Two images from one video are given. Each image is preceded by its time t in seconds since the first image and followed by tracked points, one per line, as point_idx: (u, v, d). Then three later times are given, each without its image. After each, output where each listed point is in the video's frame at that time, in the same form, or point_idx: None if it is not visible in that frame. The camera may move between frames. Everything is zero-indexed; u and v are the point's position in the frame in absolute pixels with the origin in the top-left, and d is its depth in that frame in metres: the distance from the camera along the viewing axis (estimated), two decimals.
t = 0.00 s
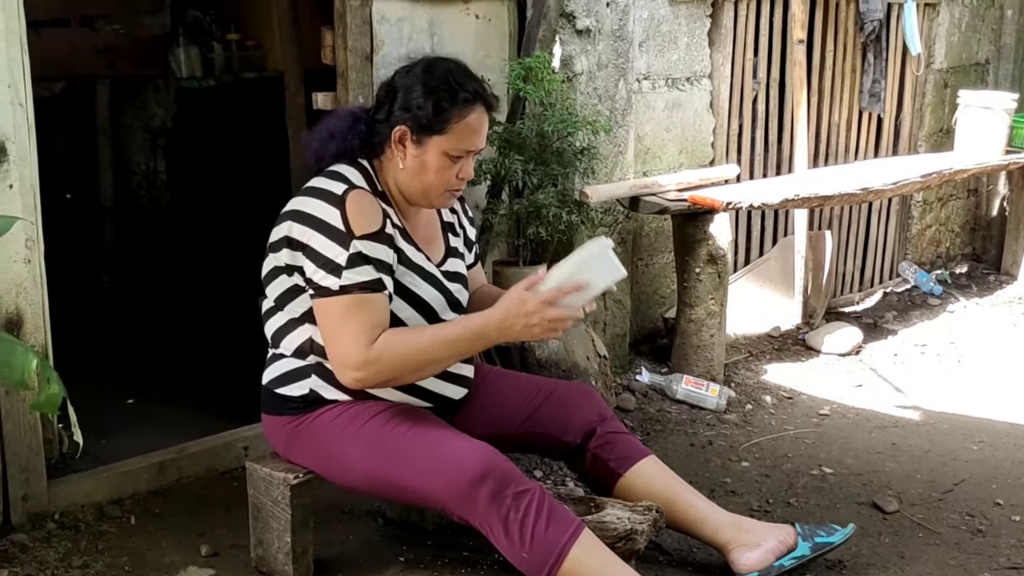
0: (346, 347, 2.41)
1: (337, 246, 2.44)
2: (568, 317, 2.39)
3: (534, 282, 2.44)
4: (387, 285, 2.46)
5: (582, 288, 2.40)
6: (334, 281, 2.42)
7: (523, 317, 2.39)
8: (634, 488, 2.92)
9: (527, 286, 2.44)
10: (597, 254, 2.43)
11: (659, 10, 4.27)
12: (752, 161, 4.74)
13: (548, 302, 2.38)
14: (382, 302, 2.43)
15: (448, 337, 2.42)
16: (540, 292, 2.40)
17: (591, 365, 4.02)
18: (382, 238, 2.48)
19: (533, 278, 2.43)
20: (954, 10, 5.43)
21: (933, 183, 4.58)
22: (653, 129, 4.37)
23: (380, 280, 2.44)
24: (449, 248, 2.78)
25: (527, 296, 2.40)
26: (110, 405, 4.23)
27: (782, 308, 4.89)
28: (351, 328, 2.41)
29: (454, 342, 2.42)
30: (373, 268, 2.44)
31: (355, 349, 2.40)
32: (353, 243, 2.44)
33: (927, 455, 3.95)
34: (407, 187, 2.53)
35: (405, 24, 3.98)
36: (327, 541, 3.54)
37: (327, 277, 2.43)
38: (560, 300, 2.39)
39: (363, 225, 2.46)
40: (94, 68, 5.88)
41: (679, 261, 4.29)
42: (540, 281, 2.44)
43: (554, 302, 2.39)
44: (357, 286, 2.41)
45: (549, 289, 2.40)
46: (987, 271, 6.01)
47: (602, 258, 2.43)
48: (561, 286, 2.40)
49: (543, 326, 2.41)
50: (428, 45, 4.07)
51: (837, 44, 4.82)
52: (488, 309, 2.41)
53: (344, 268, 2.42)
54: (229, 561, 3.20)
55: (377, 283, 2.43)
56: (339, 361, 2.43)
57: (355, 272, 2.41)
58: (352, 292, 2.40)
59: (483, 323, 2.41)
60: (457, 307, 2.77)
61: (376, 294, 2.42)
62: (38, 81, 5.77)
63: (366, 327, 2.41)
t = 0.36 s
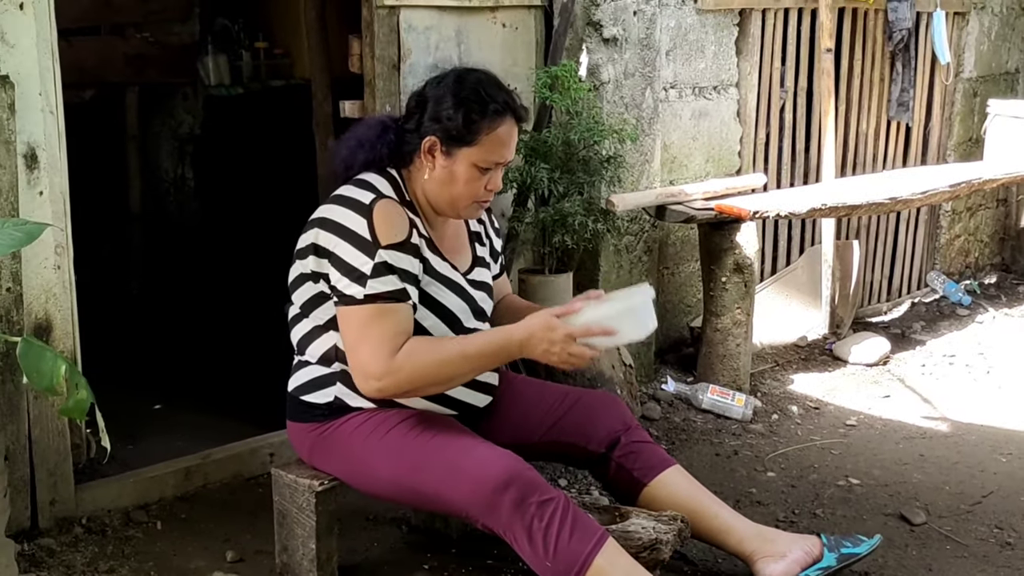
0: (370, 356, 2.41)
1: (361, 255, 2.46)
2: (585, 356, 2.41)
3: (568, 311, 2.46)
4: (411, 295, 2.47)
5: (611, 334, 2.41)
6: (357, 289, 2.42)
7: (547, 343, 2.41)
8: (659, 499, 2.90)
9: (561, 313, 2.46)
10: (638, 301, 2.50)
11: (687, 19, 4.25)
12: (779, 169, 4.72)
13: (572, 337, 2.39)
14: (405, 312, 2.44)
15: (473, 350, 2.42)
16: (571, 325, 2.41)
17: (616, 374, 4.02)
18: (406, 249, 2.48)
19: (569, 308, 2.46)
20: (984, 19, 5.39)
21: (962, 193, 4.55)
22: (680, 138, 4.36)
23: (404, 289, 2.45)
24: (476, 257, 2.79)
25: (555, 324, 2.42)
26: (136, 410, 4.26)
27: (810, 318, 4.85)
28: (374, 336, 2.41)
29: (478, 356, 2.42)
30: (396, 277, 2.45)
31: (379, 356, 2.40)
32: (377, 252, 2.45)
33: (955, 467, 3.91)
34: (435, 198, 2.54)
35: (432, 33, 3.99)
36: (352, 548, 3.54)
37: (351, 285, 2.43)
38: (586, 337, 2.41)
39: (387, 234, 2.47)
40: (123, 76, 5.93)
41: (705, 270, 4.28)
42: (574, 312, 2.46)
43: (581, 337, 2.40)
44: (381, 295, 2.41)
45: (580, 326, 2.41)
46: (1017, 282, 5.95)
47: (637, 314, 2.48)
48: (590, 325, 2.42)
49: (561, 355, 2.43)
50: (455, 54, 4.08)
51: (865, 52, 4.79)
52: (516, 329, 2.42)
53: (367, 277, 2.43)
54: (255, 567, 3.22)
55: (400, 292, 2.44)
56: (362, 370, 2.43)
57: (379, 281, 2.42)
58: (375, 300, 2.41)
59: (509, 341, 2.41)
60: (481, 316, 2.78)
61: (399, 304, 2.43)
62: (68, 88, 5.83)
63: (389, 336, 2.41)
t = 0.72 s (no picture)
0: (380, 363, 2.42)
1: (371, 260, 2.45)
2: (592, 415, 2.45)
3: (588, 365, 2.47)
4: (420, 301, 2.47)
5: (623, 400, 2.42)
6: (367, 295, 2.42)
7: (559, 392, 2.44)
8: (668, 505, 2.90)
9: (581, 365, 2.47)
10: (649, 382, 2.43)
11: (697, 24, 4.24)
12: (790, 175, 4.71)
13: (585, 395, 2.42)
14: (414, 319, 2.44)
15: (486, 379, 2.44)
16: (586, 380, 2.43)
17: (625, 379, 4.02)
18: (416, 255, 2.49)
19: (589, 363, 2.46)
20: (996, 24, 5.37)
21: (973, 199, 4.53)
22: (690, 143, 4.35)
23: (412, 296, 2.45)
24: (484, 262, 2.78)
25: (572, 376, 2.44)
26: (147, 414, 4.27)
27: (820, 324, 4.83)
28: (385, 344, 2.41)
29: (490, 387, 2.44)
30: (406, 283, 2.45)
31: (388, 365, 2.41)
32: (387, 258, 2.45)
33: (966, 474, 3.89)
34: (445, 204, 2.54)
35: (442, 38, 3.99)
36: (360, 553, 3.54)
37: (361, 291, 2.43)
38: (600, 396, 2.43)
39: (396, 239, 2.47)
40: (134, 81, 5.96)
41: (715, 276, 4.27)
42: (594, 368, 2.46)
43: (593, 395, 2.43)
44: (389, 302, 2.41)
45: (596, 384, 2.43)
46: None
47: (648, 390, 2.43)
48: (606, 386, 2.43)
49: (572, 408, 2.46)
50: (464, 59, 4.08)
51: (876, 57, 4.77)
52: (533, 369, 2.45)
53: (379, 283, 2.42)
54: (263, 571, 3.22)
55: (409, 300, 2.44)
56: (371, 377, 2.44)
57: (389, 287, 2.42)
58: (386, 307, 2.41)
59: (524, 381, 2.43)
60: (489, 322, 2.77)
61: (407, 311, 2.43)
62: (79, 93, 5.85)
63: (400, 344, 2.41)
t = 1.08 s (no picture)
0: (388, 366, 2.42)
1: (379, 262, 2.45)
2: (607, 401, 2.44)
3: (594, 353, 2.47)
4: (429, 303, 2.47)
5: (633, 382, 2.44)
6: (377, 297, 2.42)
7: (570, 384, 2.45)
8: (671, 507, 2.89)
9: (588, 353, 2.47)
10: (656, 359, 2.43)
11: (699, 27, 4.24)
12: (793, 177, 4.71)
13: (597, 382, 2.42)
14: (423, 320, 2.44)
15: (496, 374, 2.43)
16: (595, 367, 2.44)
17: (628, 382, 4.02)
18: (423, 256, 2.49)
19: (596, 350, 2.46)
20: (999, 27, 5.36)
21: (976, 202, 4.52)
22: (693, 146, 4.35)
23: (422, 297, 2.45)
24: (489, 264, 2.79)
25: (581, 365, 2.44)
26: (150, 417, 4.28)
27: (823, 327, 4.82)
28: (394, 345, 2.41)
29: (501, 384, 2.44)
30: (415, 284, 2.45)
31: (396, 368, 2.41)
32: (396, 259, 2.45)
33: (970, 477, 3.88)
34: (448, 206, 2.54)
35: (444, 41, 4.00)
36: (363, 555, 3.54)
37: (371, 293, 2.43)
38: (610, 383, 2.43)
39: (406, 241, 2.47)
40: (137, 84, 5.96)
41: (718, 278, 4.27)
42: (601, 354, 2.46)
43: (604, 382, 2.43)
44: (398, 303, 2.41)
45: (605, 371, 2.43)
46: None
47: (656, 367, 2.44)
48: (617, 370, 2.44)
49: (585, 396, 2.46)
50: (467, 62, 4.08)
51: (879, 61, 4.76)
52: (544, 363, 2.45)
53: (388, 283, 2.42)
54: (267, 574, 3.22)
55: (419, 300, 2.44)
56: (380, 380, 2.44)
57: (399, 288, 2.42)
58: (395, 307, 2.41)
59: (535, 376, 2.43)
60: (494, 324, 2.78)
61: (417, 311, 2.43)
62: (82, 96, 5.86)
63: (409, 346, 2.41)
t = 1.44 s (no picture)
0: (373, 372, 2.42)
1: (373, 268, 2.46)
2: (589, 386, 2.44)
3: (573, 340, 2.48)
4: (425, 310, 2.47)
5: (615, 365, 2.46)
6: (367, 301, 2.42)
7: (552, 371, 2.44)
8: (674, 511, 2.89)
9: (567, 341, 2.49)
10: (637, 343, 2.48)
11: (701, 30, 4.25)
12: (795, 181, 4.70)
13: (578, 367, 2.43)
14: (414, 328, 2.44)
15: (477, 372, 2.43)
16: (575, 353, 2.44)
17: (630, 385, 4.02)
18: (422, 263, 2.48)
19: (575, 337, 2.48)
20: (1001, 30, 5.36)
21: (978, 205, 4.52)
22: (695, 149, 4.35)
23: (416, 304, 2.45)
24: (495, 269, 2.79)
25: (561, 352, 2.44)
26: (152, 420, 4.28)
27: (825, 330, 4.82)
28: (380, 351, 2.41)
29: (483, 379, 2.43)
30: (409, 292, 2.44)
31: (381, 373, 2.41)
32: (391, 265, 2.45)
33: (971, 480, 3.88)
34: (455, 212, 2.54)
35: (446, 44, 4.00)
36: (365, 558, 3.54)
37: (362, 297, 2.44)
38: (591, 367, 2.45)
39: (401, 247, 2.46)
40: (138, 86, 5.97)
41: (720, 281, 4.27)
42: (580, 342, 2.48)
43: (585, 367, 2.44)
44: (388, 309, 2.41)
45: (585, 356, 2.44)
46: None
47: (636, 352, 2.48)
48: (597, 355, 2.46)
49: (567, 383, 2.46)
50: (469, 64, 4.09)
51: (881, 64, 4.75)
52: (523, 354, 2.44)
53: (379, 290, 2.42)
54: None
55: (411, 308, 2.43)
56: (366, 386, 2.45)
57: (390, 294, 2.42)
58: (384, 315, 2.41)
59: (515, 367, 2.43)
60: (498, 328, 2.77)
61: (408, 320, 2.43)
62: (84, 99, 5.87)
63: (395, 351, 2.41)
